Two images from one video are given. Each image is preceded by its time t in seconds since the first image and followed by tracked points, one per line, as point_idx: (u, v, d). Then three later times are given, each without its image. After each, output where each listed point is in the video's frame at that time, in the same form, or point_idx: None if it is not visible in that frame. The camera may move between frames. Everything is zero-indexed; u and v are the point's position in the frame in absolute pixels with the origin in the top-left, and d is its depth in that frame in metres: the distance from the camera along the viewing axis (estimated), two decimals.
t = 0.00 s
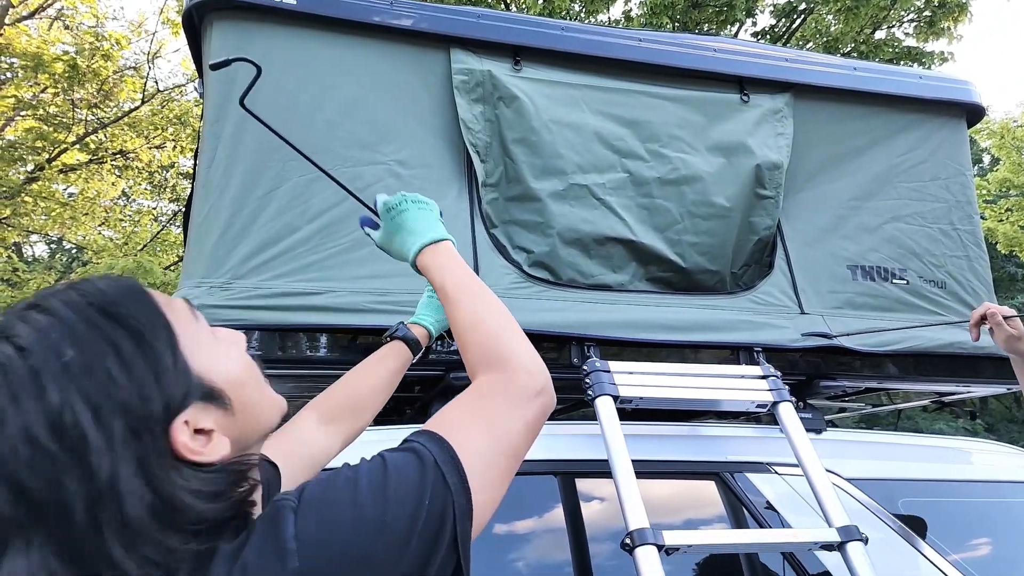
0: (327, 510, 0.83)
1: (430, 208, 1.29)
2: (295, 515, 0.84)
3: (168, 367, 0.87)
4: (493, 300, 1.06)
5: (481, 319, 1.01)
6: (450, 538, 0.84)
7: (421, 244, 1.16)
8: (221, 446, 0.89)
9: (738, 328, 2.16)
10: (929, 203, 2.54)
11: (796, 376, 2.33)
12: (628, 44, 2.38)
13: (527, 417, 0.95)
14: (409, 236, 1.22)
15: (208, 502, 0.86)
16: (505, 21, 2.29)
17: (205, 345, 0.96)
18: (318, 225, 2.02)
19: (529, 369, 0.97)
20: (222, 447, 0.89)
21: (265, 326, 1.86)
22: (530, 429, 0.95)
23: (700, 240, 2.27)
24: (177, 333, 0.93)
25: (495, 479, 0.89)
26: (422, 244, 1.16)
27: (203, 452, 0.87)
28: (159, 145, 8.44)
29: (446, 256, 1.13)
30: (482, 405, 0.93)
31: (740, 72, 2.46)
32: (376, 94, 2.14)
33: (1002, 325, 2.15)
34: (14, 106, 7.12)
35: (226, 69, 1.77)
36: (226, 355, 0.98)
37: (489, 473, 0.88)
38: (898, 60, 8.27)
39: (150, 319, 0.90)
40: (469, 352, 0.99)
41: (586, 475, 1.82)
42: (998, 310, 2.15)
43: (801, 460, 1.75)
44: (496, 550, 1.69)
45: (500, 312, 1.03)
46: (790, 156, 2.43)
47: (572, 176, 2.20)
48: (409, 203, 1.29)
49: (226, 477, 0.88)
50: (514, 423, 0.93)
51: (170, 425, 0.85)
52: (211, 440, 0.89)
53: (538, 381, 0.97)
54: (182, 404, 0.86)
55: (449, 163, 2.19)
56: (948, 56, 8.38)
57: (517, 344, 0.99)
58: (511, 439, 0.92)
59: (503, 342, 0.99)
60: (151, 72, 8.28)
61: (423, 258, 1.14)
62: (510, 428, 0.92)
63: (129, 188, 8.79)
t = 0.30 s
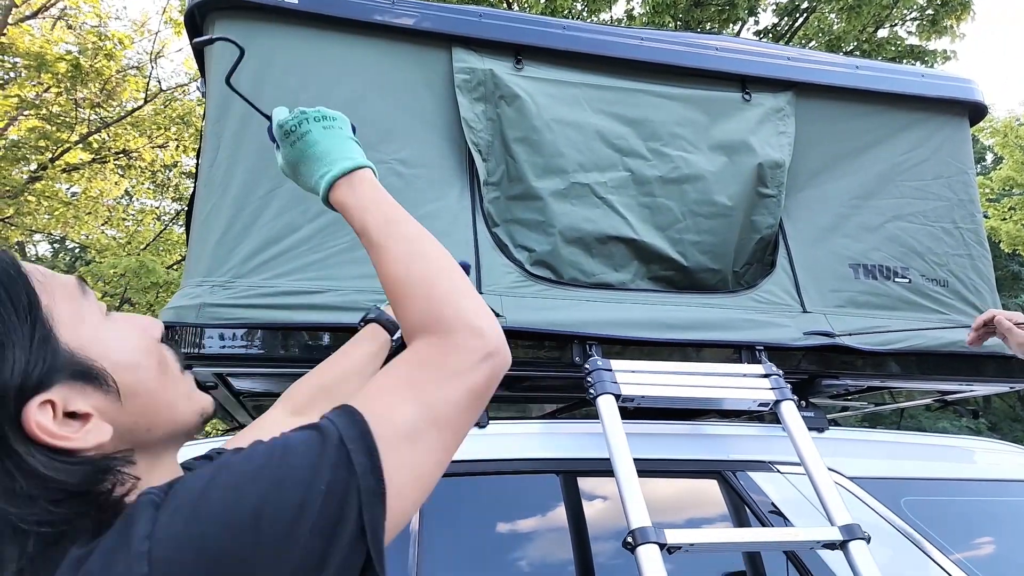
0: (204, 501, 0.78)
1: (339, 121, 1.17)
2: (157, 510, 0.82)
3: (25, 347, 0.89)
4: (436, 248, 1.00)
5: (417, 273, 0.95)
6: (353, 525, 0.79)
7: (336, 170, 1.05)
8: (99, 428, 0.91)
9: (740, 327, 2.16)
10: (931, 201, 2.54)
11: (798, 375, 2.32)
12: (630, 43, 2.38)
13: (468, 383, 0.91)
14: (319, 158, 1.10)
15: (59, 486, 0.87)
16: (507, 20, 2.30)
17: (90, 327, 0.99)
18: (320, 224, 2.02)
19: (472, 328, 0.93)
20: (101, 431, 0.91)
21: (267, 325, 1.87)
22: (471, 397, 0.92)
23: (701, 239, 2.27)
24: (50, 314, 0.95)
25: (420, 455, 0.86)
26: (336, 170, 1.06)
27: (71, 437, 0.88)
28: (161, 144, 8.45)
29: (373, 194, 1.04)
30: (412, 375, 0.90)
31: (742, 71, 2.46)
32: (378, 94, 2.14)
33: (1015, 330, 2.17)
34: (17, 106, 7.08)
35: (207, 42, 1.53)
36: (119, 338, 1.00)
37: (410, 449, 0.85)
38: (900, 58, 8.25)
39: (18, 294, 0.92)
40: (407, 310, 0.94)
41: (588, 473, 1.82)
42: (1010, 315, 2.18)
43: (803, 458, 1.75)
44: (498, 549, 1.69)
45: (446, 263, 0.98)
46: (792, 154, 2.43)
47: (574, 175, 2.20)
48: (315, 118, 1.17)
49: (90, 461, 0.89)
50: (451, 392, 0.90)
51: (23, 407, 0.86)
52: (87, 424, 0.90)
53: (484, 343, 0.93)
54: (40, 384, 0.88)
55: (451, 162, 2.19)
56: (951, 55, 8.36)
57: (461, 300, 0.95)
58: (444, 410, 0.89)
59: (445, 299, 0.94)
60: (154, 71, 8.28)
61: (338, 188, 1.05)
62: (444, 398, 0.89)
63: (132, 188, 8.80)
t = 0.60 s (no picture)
0: (121, 497, 0.77)
1: (308, 105, 1.18)
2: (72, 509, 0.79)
3: (59, 313, 0.89)
4: (390, 220, 0.98)
5: (366, 248, 0.93)
6: (275, 514, 0.76)
7: (295, 145, 1.06)
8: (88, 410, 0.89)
9: (742, 326, 2.15)
10: (933, 200, 2.53)
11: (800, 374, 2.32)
12: (631, 42, 2.38)
13: (410, 361, 0.87)
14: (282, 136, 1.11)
15: (33, 452, 0.85)
16: (508, 19, 2.29)
17: (109, 315, 0.98)
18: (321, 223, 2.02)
19: (417, 303, 0.90)
20: (88, 417, 0.88)
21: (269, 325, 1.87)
22: (415, 376, 0.88)
23: (703, 238, 2.27)
24: (83, 290, 0.96)
25: (355, 439, 0.82)
26: (297, 145, 1.06)
27: (62, 412, 0.85)
28: (163, 144, 8.45)
29: (332, 169, 1.03)
30: (353, 355, 0.86)
31: (743, 69, 2.45)
32: (379, 93, 2.14)
33: None
34: (18, 106, 7.09)
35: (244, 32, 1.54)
36: (130, 336, 1.00)
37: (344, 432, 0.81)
38: (902, 57, 8.23)
39: (61, 267, 0.95)
40: (354, 285, 0.91)
41: (590, 473, 1.82)
42: None
43: (804, 457, 1.75)
44: (500, 548, 1.69)
45: (397, 237, 0.95)
46: (793, 153, 2.43)
47: (575, 174, 2.20)
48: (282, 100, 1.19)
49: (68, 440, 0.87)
50: (392, 370, 0.86)
51: (33, 363, 0.84)
52: (80, 404, 0.88)
53: (428, 318, 0.90)
54: (60, 350, 0.87)
55: (452, 160, 2.19)
56: (954, 53, 8.33)
57: (408, 274, 0.92)
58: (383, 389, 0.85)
59: (392, 273, 0.91)
60: (156, 71, 8.28)
61: (298, 163, 1.05)
62: (385, 377, 0.86)
63: (134, 187, 8.81)
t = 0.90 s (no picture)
0: (92, 493, 0.78)
1: (361, 83, 1.20)
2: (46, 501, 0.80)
3: (65, 319, 0.90)
4: (386, 221, 0.98)
5: (356, 247, 0.93)
6: (237, 516, 0.79)
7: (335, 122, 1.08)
8: (78, 415, 0.88)
9: (744, 324, 2.15)
10: (935, 198, 2.52)
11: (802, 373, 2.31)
12: (633, 39, 2.37)
13: (367, 376, 0.89)
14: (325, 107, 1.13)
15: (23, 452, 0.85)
16: (510, 16, 2.29)
17: (110, 323, 0.98)
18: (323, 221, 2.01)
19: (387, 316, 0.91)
20: (77, 421, 0.88)
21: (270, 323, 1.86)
22: (370, 390, 0.89)
23: (705, 236, 2.26)
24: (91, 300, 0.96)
25: (309, 450, 0.84)
26: (339, 122, 1.08)
27: (53, 415, 0.85)
28: (164, 142, 8.46)
29: (343, 159, 1.04)
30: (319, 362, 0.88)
31: (745, 67, 2.45)
32: (381, 90, 2.14)
33: None
34: (19, 104, 7.12)
35: None
36: (128, 346, 0.99)
37: (298, 442, 0.83)
38: (905, 55, 8.20)
39: (74, 276, 0.95)
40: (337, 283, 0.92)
41: (592, 471, 1.82)
42: None
43: (807, 456, 1.74)
44: (501, 546, 1.68)
45: (386, 241, 0.96)
46: (796, 151, 2.42)
47: (577, 171, 2.20)
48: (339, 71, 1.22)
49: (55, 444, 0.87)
50: (350, 383, 0.88)
51: (30, 367, 0.84)
52: (71, 407, 0.87)
53: (394, 331, 0.91)
54: (58, 357, 0.87)
55: (454, 158, 2.18)
56: (957, 51, 8.31)
57: (386, 282, 0.92)
58: (341, 400, 0.87)
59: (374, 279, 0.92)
60: (157, 69, 8.28)
61: (333, 140, 1.07)
62: (344, 388, 0.87)
63: (135, 186, 8.81)
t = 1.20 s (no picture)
0: (47, 529, 0.80)
1: (372, 135, 1.19)
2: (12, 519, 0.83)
3: (47, 320, 0.92)
4: (404, 288, 0.97)
5: (371, 316, 0.93)
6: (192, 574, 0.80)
7: (336, 177, 1.08)
8: (45, 417, 0.90)
9: (745, 322, 2.15)
10: (937, 196, 2.52)
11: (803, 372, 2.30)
12: (634, 37, 2.37)
13: (377, 455, 0.88)
14: (327, 156, 1.13)
15: None
16: (511, 15, 2.29)
17: (98, 330, 1.00)
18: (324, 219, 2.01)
19: (402, 395, 0.89)
20: (43, 424, 0.90)
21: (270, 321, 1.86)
22: (376, 468, 0.88)
23: (706, 234, 2.26)
24: (79, 303, 0.99)
25: (296, 525, 0.85)
26: (341, 177, 1.08)
27: (19, 416, 0.88)
28: (165, 142, 8.47)
29: (359, 217, 1.04)
30: (326, 436, 0.88)
31: (746, 65, 2.45)
32: (382, 89, 2.14)
33: None
34: (20, 103, 7.14)
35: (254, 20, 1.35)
36: (114, 354, 1.01)
37: (286, 516, 0.84)
38: (906, 53, 8.19)
39: (64, 279, 0.98)
40: (351, 352, 0.92)
41: (593, 470, 1.82)
42: None
43: (809, 454, 1.74)
44: (502, 545, 1.68)
45: (404, 310, 0.95)
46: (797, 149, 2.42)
47: (578, 170, 2.20)
48: (352, 118, 1.19)
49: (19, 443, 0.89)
50: (355, 462, 0.87)
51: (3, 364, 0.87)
52: (39, 410, 0.90)
53: (410, 411, 0.89)
54: (33, 357, 0.89)
55: (455, 157, 2.18)
56: (958, 50, 8.31)
57: (405, 357, 0.91)
58: (341, 479, 0.87)
59: (391, 353, 0.91)
60: (158, 69, 8.29)
61: (333, 195, 1.07)
62: (345, 467, 0.87)
63: (137, 185, 8.80)
